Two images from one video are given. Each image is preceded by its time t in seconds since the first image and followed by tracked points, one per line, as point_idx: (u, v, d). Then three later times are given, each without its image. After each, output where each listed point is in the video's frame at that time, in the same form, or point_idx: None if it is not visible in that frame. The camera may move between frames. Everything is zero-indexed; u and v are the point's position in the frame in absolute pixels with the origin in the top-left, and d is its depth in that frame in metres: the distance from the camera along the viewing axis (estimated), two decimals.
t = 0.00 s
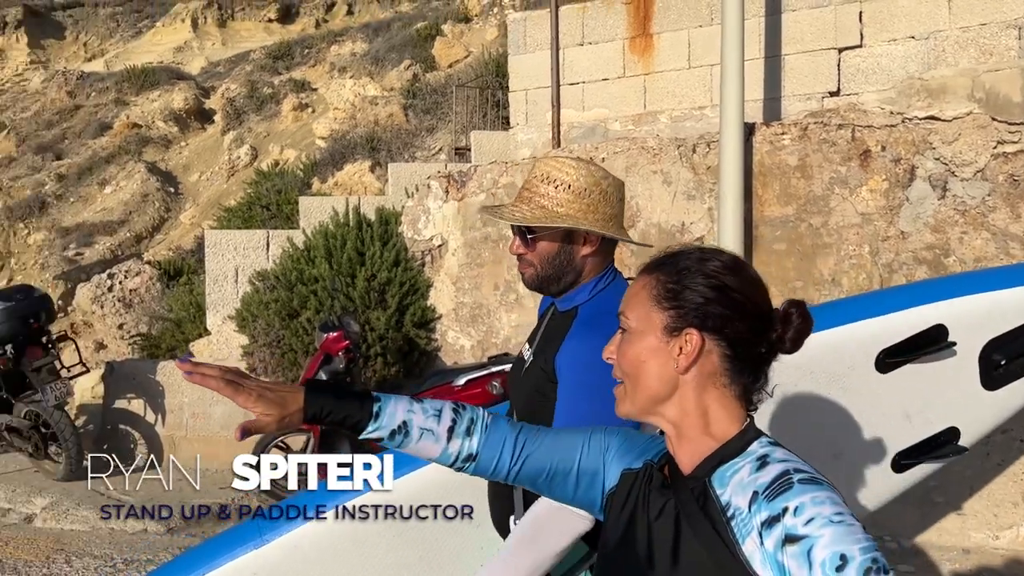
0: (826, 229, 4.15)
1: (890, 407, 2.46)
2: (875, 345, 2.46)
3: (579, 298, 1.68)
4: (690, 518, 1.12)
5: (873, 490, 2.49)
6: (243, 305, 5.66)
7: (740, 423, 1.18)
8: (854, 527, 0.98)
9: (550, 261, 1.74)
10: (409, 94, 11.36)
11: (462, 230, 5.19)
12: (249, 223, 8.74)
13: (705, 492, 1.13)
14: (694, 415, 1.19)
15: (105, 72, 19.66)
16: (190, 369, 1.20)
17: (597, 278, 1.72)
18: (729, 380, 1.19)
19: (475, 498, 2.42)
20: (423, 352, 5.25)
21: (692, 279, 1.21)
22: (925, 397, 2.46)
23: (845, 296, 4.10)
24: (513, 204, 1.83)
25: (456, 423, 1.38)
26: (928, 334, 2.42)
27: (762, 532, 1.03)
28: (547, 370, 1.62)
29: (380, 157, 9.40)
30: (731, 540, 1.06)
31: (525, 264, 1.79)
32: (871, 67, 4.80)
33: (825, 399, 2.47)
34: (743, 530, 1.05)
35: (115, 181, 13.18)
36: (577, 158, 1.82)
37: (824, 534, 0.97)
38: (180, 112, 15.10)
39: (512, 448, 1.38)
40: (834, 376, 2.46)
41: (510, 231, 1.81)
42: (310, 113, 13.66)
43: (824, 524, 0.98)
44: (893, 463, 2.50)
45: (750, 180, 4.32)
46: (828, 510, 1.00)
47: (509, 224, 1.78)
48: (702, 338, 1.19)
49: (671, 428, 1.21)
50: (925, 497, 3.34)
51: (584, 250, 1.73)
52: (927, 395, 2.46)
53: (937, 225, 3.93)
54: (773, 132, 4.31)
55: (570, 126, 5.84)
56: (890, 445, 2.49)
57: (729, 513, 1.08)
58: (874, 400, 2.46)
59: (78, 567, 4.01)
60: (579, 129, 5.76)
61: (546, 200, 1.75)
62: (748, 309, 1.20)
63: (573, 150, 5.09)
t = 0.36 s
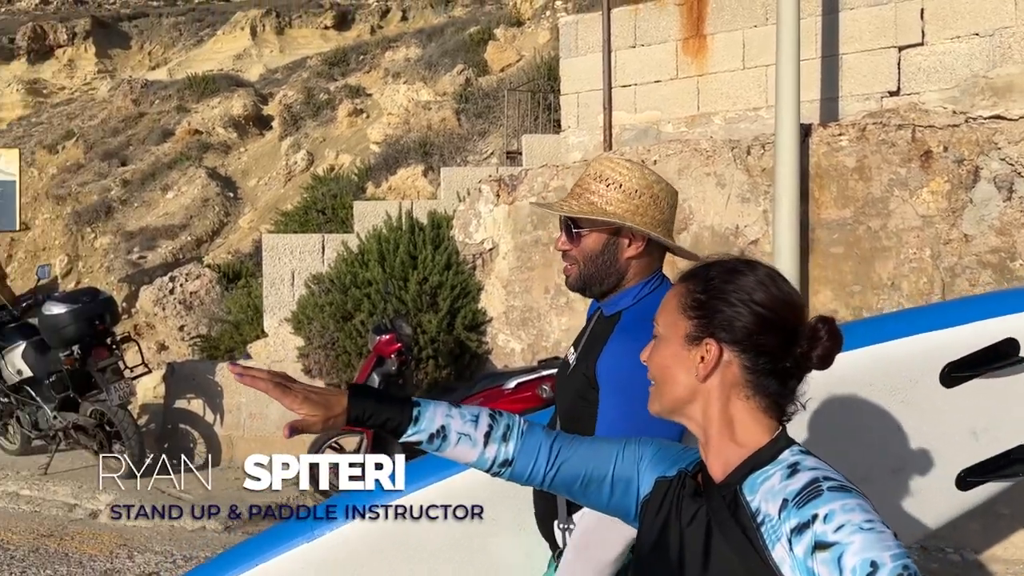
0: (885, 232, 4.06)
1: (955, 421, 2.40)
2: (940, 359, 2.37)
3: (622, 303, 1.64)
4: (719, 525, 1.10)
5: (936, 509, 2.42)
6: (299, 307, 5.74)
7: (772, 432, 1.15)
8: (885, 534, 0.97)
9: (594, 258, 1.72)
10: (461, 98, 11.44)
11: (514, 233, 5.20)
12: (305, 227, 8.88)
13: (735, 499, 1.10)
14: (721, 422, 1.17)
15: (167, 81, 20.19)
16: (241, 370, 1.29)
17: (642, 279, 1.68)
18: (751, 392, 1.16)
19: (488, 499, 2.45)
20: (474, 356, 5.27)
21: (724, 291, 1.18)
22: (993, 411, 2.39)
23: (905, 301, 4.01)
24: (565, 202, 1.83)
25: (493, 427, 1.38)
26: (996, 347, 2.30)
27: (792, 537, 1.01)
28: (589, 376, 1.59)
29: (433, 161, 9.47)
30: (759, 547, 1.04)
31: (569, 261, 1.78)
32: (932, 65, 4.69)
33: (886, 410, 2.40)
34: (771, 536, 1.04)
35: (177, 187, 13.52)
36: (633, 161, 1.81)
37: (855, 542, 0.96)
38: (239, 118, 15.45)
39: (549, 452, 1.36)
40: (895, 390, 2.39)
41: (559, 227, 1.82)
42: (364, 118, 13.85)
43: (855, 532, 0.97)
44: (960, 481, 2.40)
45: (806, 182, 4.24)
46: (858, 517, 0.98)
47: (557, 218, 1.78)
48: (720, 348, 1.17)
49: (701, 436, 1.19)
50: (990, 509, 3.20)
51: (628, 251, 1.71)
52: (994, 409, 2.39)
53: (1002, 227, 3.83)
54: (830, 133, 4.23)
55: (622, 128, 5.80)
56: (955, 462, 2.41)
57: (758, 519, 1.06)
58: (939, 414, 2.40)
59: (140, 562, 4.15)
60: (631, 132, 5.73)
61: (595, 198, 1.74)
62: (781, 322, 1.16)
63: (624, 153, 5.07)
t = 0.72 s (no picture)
0: (948, 230, 3.94)
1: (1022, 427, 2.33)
2: (1005, 361, 2.30)
3: (664, 296, 1.61)
4: (751, 519, 1.08)
5: (998, 517, 2.38)
6: (355, 305, 5.83)
7: (812, 426, 1.11)
8: (918, 533, 0.93)
9: (631, 250, 1.70)
10: (517, 98, 11.47)
11: (565, 232, 5.25)
12: (362, 226, 9.02)
13: (768, 493, 1.08)
14: (762, 414, 1.14)
15: (233, 85, 20.70)
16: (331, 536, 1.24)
17: (680, 273, 1.66)
18: (788, 383, 1.12)
19: (489, 498, 2.44)
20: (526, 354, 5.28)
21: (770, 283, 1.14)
22: None
23: (968, 301, 3.89)
24: (602, 195, 1.81)
25: (553, 541, 1.40)
26: None
27: (820, 534, 0.98)
28: (629, 369, 1.56)
29: (488, 160, 9.53)
30: (788, 543, 1.02)
31: (606, 254, 1.75)
32: (1000, 58, 4.54)
33: (951, 414, 2.32)
34: (800, 532, 1.01)
35: (240, 188, 13.85)
36: (671, 153, 1.78)
37: (884, 541, 0.93)
38: (301, 121, 15.76)
39: (595, 535, 1.40)
40: (960, 393, 2.31)
41: (596, 220, 1.80)
42: (422, 119, 14.00)
43: (885, 530, 0.94)
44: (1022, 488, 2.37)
45: (865, 178, 4.13)
46: (890, 515, 0.95)
47: (595, 210, 1.76)
48: (755, 336, 1.14)
49: (740, 429, 1.17)
50: None
51: (667, 244, 1.68)
52: None
53: None
54: (891, 128, 4.12)
55: (676, 126, 5.75)
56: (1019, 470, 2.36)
57: (787, 515, 1.03)
58: (1005, 419, 2.33)
59: (199, 552, 4.28)
60: (686, 129, 5.67)
61: (634, 189, 1.72)
62: (830, 315, 1.11)
63: (677, 151, 5.02)
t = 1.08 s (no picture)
0: (1005, 229, 3.83)
1: None
2: None
3: (675, 295, 1.62)
4: (733, 523, 1.07)
5: None
6: (405, 303, 5.91)
7: (800, 425, 1.15)
8: (891, 532, 0.93)
9: (645, 249, 1.71)
10: (571, 98, 11.47)
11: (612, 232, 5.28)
12: (416, 226, 9.13)
13: (752, 496, 1.08)
14: (750, 414, 1.19)
15: (297, 86, 21.13)
16: None
17: (693, 272, 1.67)
18: (774, 384, 1.16)
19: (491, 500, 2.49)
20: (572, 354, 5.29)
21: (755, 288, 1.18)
22: None
23: None
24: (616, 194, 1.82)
25: None
26: None
27: (796, 534, 0.98)
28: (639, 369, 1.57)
29: (541, 160, 9.56)
30: (764, 545, 1.01)
31: (620, 253, 1.76)
32: None
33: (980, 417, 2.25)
34: (776, 531, 1.01)
35: (301, 187, 14.14)
36: (683, 153, 1.79)
37: (857, 539, 0.93)
38: (360, 121, 16.03)
39: None
40: (989, 396, 2.24)
41: (609, 220, 1.81)
42: (478, 119, 14.10)
43: (858, 530, 0.94)
44: None
45: (918, 177, 4.04)
46: (863, 514, 0.95)
47: (609, 209, 1.77)
48: (739, 339, 1.19)
49: (732, 427, 1.22)
50: None
51: (681, 242, 1.69)
52: None
53: None
54: (946, 126, 4.01)
55: (727, 124, 5.68)
56: None
57: (764, 516, 1.03)
58: None
59: (251, 542, 4.42)
60: (737, 128, 5.59)
61: (647, 187, 1.73)
62: (814, 318, 1.15)
63: (726, 150, 4.97)
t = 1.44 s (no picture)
0: None
1: None
2: None
3: (679, 293, 1.64)
4: (712, 516, 1.16)
5: None
6: (450, 299, 5.97)
7: (784, 422, 1.21)
8: (857, 530, 1.00)
9: (646, 246, 1.72)
10: (624, 95, 11.40)
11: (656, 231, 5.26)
12: (467, 223, 9.22)
13: (731, 492, 1.16)
14: (735, 408, 1.25)
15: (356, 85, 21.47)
16: None
17: (694, 270, 1.69)
18: (761, 382, 1.22)
19: (490, 500, 2.49)
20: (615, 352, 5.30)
21: (743, 287, 1.24)
22: None
23: None
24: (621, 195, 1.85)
25: None
26: None
27: (767, 527, 1.06)
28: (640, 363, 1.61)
29: (591, 158, 9.55)
30: (739, 535, 1.10)
31: (624, 251, 1.79)
32: None
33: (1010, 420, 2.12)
34: (749, 524, 1.09)
35: (357, 185, 14.37)
36: (687, 153, 1.82)
37: (822, 534, 1.01)
38: (416, 120, 16.23)
39: None
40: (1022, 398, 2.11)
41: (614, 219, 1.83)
42: (532, 117, 14.12)
43: (825, 525, 1.01)
44: None
45: (968, 176, 3.95)
46: (831, 511, 1.02)
47: (613, 208, 1.80)
48: (727, 338, 1.25)
49: (718, 422, 1.29)
50: None
51: (681, 240, 1.70)
52: None
53: None
54: (998, 123, 3.91)
55: (776, 121, 5.56)
56: None
57: (741, 508, 1.11)
58: None
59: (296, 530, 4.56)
60: (785, 125, 5.50)
61: (649, 186, 1.75)
62: (799, 316, 1.20)
63: (772, 148, 4.91)
